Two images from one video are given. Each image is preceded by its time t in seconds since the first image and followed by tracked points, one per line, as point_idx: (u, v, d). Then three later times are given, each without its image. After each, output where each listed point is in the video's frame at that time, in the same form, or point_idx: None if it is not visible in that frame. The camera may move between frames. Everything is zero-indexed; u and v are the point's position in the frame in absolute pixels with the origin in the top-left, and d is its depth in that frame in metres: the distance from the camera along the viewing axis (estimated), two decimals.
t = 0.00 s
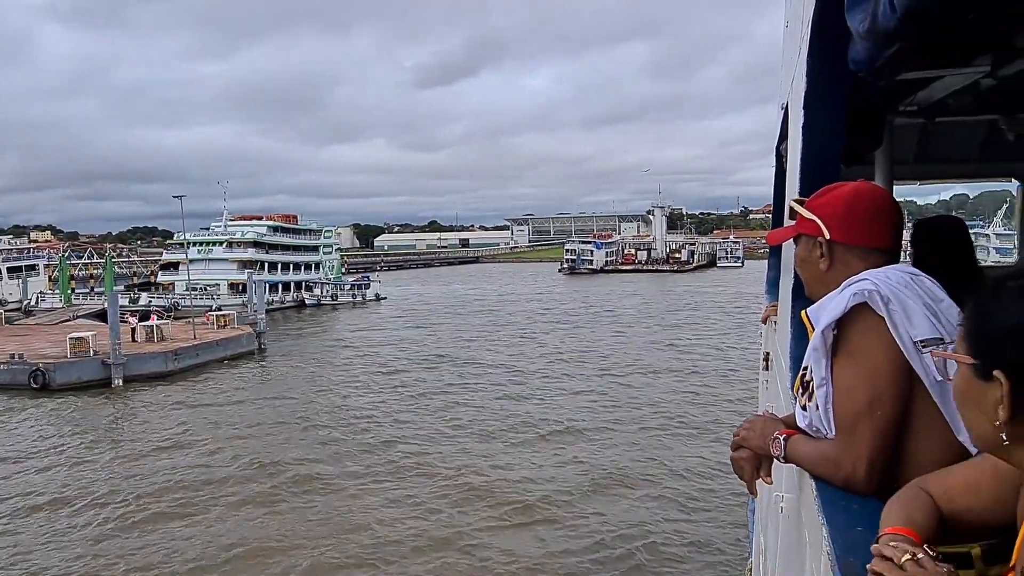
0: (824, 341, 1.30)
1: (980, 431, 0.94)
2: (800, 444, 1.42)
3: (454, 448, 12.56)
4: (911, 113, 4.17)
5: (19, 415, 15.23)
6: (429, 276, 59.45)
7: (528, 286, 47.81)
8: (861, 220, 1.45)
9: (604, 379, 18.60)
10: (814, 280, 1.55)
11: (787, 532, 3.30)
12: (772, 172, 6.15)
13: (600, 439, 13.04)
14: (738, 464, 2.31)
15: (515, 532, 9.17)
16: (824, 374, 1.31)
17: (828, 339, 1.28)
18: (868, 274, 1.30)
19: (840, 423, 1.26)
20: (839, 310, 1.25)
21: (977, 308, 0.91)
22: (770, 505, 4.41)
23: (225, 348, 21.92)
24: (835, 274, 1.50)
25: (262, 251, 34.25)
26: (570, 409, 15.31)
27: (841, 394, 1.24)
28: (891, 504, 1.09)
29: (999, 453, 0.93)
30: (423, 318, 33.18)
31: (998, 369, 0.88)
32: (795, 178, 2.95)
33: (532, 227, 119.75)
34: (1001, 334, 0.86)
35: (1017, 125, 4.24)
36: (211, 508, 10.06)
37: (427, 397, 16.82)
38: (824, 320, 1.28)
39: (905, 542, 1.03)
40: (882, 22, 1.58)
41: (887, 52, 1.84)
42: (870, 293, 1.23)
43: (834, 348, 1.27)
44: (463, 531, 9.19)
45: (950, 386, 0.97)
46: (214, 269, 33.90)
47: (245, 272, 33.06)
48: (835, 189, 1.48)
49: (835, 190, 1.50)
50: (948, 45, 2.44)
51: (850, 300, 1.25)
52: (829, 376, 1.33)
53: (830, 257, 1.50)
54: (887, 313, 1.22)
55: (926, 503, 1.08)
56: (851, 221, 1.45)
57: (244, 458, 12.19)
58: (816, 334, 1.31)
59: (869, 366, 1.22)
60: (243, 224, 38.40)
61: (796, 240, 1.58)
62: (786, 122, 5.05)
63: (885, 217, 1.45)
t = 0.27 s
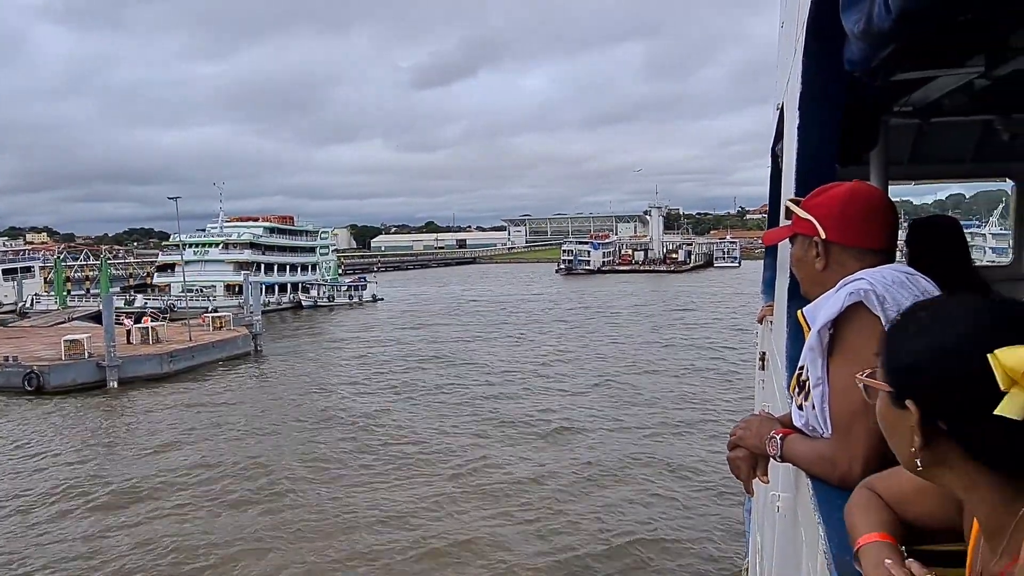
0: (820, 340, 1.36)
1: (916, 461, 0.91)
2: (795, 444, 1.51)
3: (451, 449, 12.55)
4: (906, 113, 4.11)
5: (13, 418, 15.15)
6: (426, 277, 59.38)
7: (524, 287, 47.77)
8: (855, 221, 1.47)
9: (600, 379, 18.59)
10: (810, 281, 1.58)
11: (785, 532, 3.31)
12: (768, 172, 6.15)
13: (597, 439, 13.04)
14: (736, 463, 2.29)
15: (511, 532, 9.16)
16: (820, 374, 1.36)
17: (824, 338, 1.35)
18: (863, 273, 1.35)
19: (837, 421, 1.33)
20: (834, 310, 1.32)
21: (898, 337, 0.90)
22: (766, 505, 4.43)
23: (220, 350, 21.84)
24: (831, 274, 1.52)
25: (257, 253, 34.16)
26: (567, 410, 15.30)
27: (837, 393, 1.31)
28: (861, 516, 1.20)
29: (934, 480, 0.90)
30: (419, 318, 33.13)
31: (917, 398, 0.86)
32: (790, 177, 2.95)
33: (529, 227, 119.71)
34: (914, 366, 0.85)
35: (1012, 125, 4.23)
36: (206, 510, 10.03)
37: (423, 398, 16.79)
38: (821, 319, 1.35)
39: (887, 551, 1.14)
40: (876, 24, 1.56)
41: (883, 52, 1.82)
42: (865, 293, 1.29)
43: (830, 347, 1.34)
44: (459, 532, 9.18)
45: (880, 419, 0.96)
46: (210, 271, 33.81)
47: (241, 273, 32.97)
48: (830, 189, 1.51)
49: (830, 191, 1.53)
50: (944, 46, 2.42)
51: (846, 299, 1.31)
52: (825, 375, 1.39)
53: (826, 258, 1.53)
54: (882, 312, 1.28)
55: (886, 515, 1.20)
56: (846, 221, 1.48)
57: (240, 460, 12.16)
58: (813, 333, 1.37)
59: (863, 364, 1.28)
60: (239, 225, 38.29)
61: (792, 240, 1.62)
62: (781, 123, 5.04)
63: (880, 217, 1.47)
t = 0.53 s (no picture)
0: (817, 339, 1.39)
1: (866, 487, 1.00)
2: (793, 446, 1.83)
3: (448, 450, 12.54)
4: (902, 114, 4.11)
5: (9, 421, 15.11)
6: (424, 278, 59.33)
7: (522, 288, 47.73)
8: (854, 219, 1.47)
9: (597, 380, 18.59)
10: (809, 279, 1.58)
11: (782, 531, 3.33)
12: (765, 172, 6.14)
13: (596, 440, 13.04)
14: (732, 464, 2.30)
15: (508, 532, 9.17)
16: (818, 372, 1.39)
17: (822, 338, 1.38)
18: (862, 274, 1.37)
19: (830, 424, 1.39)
20: (832, 310, 1.35)
21: (840, 371, 1.00)
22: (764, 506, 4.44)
23: (217, 352, 21.79)
24: (829, 274, 1.52)
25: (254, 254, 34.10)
26: (565, 410, 15.26)
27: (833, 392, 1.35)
28: (849, 520, 1.33)
29: (887, 500, 0.97)
30: (417, 319, 33.10)
31: (850, 426, 0.95)
32: (788, 177, 2.95)
33: (528, 228, 119.68)
34: (873, 385, 0.92)
35: (1008, 125, 4.25)
36: (203, 511, 10.03)
37: (420, 399, 16.77)
38: (818, 320, 1.37)
39: (883, 551, 1.27)
40: (874, 23, 1.55)
41: (879, 52, 1.81)
42: (862, 293, 1.32)
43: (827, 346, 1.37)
44: (456, 532, 9.18)
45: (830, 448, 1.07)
46: (207, 273, 33.74)
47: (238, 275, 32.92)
48: (829, 189, 1.51)
49: (829, 191, 1.53)
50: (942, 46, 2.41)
51: (843, 300, 1.34)
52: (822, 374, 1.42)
53: (824, 257, 1.53)
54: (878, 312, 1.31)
55: (875, 518, 1.33)
56: (847, 219, 1.48)
57: (237, 462, 12.15)
58: (811, 333, 1.40)
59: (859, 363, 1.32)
60: (236, 227, 38.23)
61: (790, 240, 1.61)
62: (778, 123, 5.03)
63: (880, 216, 1.47)
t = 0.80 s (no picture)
0: (814, 340, 1.37)
1: (853, 495, 1.00)
2: (790, 446, 1.87)
3: (446, 451, 12.55)
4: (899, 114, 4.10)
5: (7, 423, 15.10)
6: (422, 279, 59.32)
7: (521, 289, 47.74)
8: (852, 218, 1.45)
9: (596, 380, 18.61)
10: (806, 280, 1.55)
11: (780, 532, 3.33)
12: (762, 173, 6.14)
13: (593, 440, 13.04)
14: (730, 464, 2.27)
15: (505, 533, 9.18)
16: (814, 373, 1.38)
17: (819, 339, 1.36)
18: (859, 274, 1.36)
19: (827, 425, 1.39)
20: (830, 311, 1.33)
21: (821, 381, 1.00)
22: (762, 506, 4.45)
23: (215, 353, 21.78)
24: (826, 274, 1.49)
25: (253, 256, 34.10)
26: (563, 411, 15.26)
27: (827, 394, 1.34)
28: (846, 520, 1.37)
29: (875, 508, 0.97)
30: (415, 320, 33.12)
31: (832, 437, 0.96)
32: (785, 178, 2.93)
33: (526, 229, 119.72)
34: (858, 390, 0.92)
35: (1005, 126, 4.27)
36: (201, 513, 10.05)
37: (418, 400, 16.78)
38: (815, 320, 1.35)
39: (879, 548, 1.30)
40: (869, 24, 1.54)
41: (876, 54, 1.80)
42: (859, 294, 1.31)
43: (824, 347, 1.35)
44: (454, 533, 9.20)
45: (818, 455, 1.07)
46: (205, 274, 33.72)
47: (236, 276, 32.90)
48: (826, 189, 1.49)
49: (826, 192, 1.51)
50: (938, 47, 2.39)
51: (841, 301, 1.33)
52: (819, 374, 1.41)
53: (821, 257, 1.50)
54: (876, 313, 1.29)
55: (869, 515, 1.37)
56: (843, 218, 1.46)
57: (235, 463, 12.15)
58: (807, 334, 1.38)
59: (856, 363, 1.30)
60: (235, 228, 38.22)
61: (787, 241, 1.59)
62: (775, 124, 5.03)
63: (878, 215, 1.46)
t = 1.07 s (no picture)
0: (813, 342, 1.38)
1: (858, 502, 1.01)
2: (788, 446, 1.87)
3: (443, 451, 12.57)
4: (897, 115, 4.11)
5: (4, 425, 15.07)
6: (421, 280, 59.31)
7: (519, 289, 47.74)
8: (851, 218, 1.46)
9: (594, 381, 18.62)
10: (803, 281, 1.55)
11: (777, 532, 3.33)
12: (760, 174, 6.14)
13: (592, 441, 13.04)
14: (728, 464, 2.29)
15: (504, 533, 9.21)
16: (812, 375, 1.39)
17: (817, 340, 1.36)
18: (857, 275, 1.36)
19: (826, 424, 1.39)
20: (828, 311, 1.34)
21: (826, 386, 1.01)
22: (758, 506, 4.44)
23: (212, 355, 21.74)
24: (825, 275, 1.49)
25: (251, 257, 34.06)
26: (560, 412, 15.27)
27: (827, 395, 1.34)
28: (846, 521, 1.40)
29: (881, 514, 0.98)
30: (414, 321, 33.12)
31: (837, 443, 0.97)
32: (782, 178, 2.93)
33: (525, 229, 119.75)
34: (864, 397, 0.93)
35: (1001, 127, 4.28)
36: (199, 514, 10.06)
37: (416, 401, 16.80)
38: (814, 321, 1.36)
39: (878, 549, 1.31)
40: (867, 24, 1.54)
41: (873, 55, 1.80)
42: (858, 295, 1.31)
43: (823, 348, 1.36)
44: (452, 533, 9.23)
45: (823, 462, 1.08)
46: (202, 275, 33.69)
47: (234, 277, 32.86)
48: (825, 190, 1.50)
49: (824, 192, 1.52)
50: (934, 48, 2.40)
51: (839, 302, 1.33)
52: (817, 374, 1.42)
53: (818, 259, 1.51)
54: (873, 314, 1.30)
55: (868, 516, 1.38)
56: (842, 219, 1.46)
57: (233, 465, 12.15)
58: (805, 335, 1.39)
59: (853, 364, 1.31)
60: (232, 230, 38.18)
61: (786, 240, 1.59)
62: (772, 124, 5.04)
63: (876, 216, 1.46)
